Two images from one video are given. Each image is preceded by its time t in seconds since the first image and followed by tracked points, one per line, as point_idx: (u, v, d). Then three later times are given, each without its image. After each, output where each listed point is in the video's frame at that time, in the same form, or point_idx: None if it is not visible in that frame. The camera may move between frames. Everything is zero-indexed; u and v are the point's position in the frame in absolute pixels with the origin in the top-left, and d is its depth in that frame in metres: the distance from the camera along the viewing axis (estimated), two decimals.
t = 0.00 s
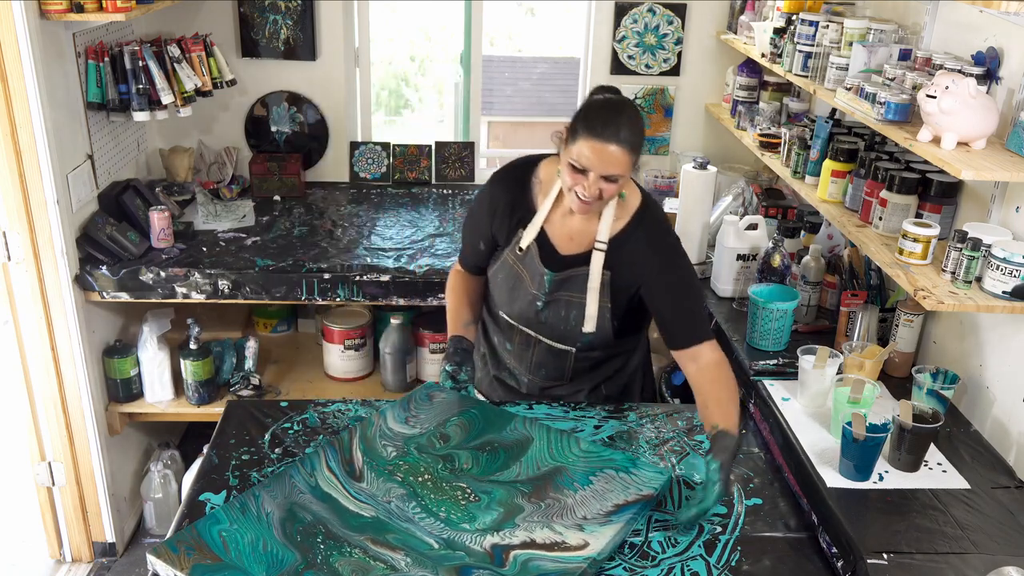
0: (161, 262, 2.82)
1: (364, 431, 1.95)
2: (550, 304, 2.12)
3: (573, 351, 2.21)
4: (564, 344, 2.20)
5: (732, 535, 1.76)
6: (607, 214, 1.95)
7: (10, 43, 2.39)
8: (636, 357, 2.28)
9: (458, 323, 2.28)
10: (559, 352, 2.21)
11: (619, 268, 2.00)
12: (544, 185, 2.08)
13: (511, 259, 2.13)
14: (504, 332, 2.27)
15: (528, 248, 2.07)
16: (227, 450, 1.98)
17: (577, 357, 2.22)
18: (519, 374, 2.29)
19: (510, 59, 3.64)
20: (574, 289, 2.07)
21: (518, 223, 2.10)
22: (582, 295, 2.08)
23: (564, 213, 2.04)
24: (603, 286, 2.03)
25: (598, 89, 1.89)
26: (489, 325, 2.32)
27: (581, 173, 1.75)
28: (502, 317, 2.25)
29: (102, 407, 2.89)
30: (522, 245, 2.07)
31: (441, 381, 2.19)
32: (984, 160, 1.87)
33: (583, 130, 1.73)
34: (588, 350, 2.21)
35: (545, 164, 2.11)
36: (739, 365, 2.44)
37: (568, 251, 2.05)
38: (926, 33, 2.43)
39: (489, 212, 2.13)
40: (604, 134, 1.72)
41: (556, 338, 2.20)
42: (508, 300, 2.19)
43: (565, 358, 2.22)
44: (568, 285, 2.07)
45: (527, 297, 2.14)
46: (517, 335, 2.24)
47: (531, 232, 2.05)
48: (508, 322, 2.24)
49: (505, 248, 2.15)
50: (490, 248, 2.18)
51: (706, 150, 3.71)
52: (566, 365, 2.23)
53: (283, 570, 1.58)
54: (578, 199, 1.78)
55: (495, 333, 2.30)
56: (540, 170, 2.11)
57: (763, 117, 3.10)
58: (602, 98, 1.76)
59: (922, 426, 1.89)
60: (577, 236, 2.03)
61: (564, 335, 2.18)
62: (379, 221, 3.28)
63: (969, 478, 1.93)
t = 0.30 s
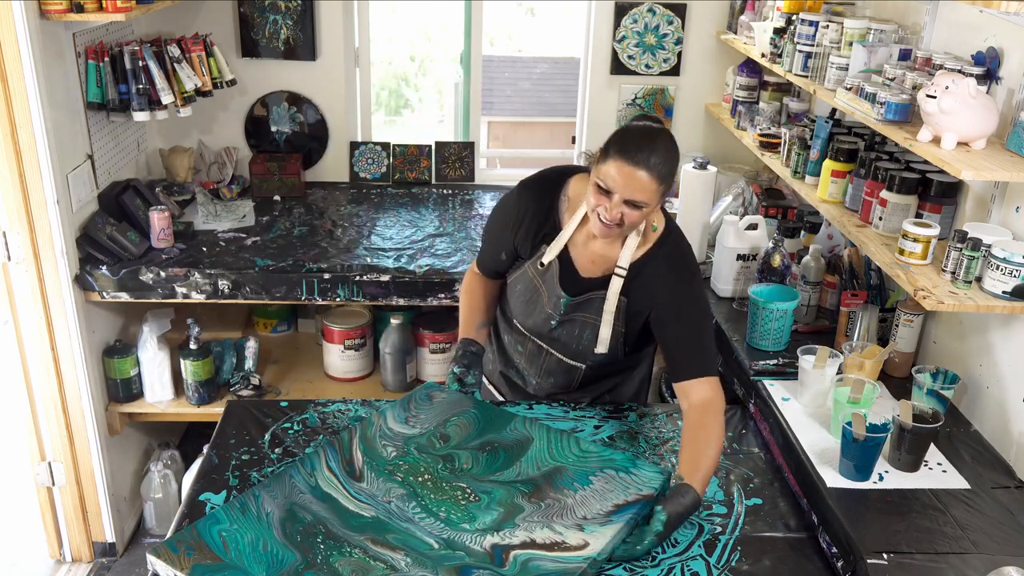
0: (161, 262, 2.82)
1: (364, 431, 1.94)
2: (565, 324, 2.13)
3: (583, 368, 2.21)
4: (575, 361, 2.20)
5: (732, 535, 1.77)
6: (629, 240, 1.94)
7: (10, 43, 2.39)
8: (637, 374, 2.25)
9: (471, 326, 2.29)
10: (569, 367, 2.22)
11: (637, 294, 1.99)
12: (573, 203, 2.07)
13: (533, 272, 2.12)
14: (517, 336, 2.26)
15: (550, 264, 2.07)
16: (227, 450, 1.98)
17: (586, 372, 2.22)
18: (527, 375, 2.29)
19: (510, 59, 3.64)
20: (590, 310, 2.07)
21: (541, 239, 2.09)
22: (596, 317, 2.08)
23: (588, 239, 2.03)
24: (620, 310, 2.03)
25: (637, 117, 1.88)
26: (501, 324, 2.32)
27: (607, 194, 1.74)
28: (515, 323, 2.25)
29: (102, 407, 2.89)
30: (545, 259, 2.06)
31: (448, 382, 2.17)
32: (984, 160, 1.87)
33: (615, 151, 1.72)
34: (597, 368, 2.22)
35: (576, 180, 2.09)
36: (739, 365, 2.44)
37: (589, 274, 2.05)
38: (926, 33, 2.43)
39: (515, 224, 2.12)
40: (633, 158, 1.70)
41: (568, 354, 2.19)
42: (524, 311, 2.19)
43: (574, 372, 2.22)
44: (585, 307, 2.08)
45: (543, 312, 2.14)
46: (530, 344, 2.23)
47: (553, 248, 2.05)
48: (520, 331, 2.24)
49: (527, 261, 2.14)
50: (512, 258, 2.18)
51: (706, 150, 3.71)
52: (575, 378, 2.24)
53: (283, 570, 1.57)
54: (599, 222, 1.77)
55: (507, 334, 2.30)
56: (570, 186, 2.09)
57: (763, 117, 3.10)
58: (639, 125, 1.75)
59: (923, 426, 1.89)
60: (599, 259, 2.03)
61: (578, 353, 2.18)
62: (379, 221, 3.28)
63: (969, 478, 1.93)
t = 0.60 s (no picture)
0: (161, 262, 2.82)
1: (364, 430, 1.95)
2: (567, 320, 2.12)
3: (582, 367, 2.20)
4: (574, 359, 2.19)
5: (732, 535, 1.76)
6: (636, 237, 1.95)
7: (10, 43, 2.39)
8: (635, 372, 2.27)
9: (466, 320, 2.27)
10: (568, 366, 2.21)
11: (641, 292, 1.99)
12: (579, 200, 2.07)
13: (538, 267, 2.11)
14: (515, 334, 2.25)
15: (555, 258, 2.07)
16: (227, 450, 1.98)
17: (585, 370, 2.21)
18: (522, 375, 2.28)
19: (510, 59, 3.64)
20: (594, 308, 2.07)
21: (545, 236, 2.10)
22: (600, 315, 2.07)
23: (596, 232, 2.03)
24: (624, 308, 2.03)
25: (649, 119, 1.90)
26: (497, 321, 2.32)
27: (617, 185, 1.74)
28: (514, 320, 2.24)
29: (102, 407, 2.89)
30: (550, 254, 2.06)
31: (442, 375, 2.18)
32: (984, 160, 1.87)
33: (627, 144, 1.73)
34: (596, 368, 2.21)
35: (583, 176, 2.10)
36: (739, 365, 2.44)
37: (594, 271, 2.04)
38: (926, 33, 2.43)
39: (519, 219, 2.12)
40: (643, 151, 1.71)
41: (568, 352, 2.19)
42: (527, 306, 2.18)
43: (573, 371, 2.21)
44: (589, 304, 2.07)
45: (546, 308, 2.14)
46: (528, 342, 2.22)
47: (560, 243, 2.05)
48: (519, 326, 2.23)
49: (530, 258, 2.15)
50: (515, 253, 2.18)
51: (706, 151, 3.71)
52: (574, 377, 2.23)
53: (288, 570, 1.57)
54: (608, 215, 1.77)
55: (503, 334, 2.29)
56: (577, 182, 2.10)
57: (764, 117, 3.10)
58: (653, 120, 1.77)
59: (923, 426, 1.88)
60: (607, 255, 2.02)
61: (578, 351, 2.17)
62: (379, 221, 3.28)
63: (969, 478, 1.93)
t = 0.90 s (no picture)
0: (161, 262, 2.82)
1: (345, 436, 1.92)
2: (556, 306, 2.13)
3: (573, 353, 2.19)
4: (564, 346, 2.18)
5: (732, 535, 1.76)
6: (616, 215, 2.01)
7: (10, 43, 2.39)
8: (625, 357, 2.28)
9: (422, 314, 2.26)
10: (557, 353, 2.20)
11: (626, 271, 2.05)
12: (551, 186, 2.10)
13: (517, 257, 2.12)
14: (497, 331, 2.22)
15: (535, 249, 2.09)
16: (227, 450, 1.98)
17: (575, 357, 2.21)
18: (508, 374, 2.24)
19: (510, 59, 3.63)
20: (580, 290, 2.09)
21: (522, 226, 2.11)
22: (587, 297, 2.09)
23: (573, 212, 2.06)
24: (611, 287, 2.07)
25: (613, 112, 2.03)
26: (474, 322, 2.27)
27: (586, 162, 1.83)
28: (496, 315, 2.21)
29: (102, 407, 2.89)
30: (529, 244, 2.08)
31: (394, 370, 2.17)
32: (984, 160, 1.87)
33: (592, 123, 1.83)
34: (587, 353, 2.21)
35: (553, 164, 2.12)
36: (739, 365, 2.44)
37: (575, 254, 2.07)
38: (926, 33, 2.43)
39: (492, 214, 2.13)
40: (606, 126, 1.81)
41: (557, 339, 2.18)
42: (510, 298, 2.17)
43: (563, 359, 2.20)
44: (576, 286, 2.09)
45: (532, 296, 2.14)
46: (515, 336, 2.20)
47: (538, 230, 2.07)
48: (504, 321, 2.20)
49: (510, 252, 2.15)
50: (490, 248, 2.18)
51: (706, 150, 3.71)
52: (564, 364, 2.21)
53: None
54: (584, 192, 1.85)
55: (483, 334, 2.25)
56: (546, 169, 2.12)
57: (764, 117, 3.10)
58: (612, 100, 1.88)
59: (923, 426, 1.89)
60: (584, 236, 2.06)
61: (567, 337, 2.17)
62: (379, 221, 3.28)
63: (968, 477, 1.93)
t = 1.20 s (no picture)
0: (161, 262, 2.83)
1: (318, 460, 1.79)
2: (518, 287, 2.07)
3: (542, 328, 2.14)
4: (532, 323, 2.13)
5: (732, 535, 1.77)
6: (547, 186, 1.98)
7: (10, 43, 2.39)
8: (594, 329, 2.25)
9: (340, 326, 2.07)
10: (527, 333, 2.14)
11: (569, 237, 2.02)
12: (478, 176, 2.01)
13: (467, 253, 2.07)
14: (461, 333, 2.15)
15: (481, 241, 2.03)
16: (227, 450, 1.98)
17: (545, 334, 2.15)
18: (483, 372, 2.19)
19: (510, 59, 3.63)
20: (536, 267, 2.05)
21: (461, 223, 2.02)
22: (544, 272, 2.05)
23: (508, 192, 2.00)
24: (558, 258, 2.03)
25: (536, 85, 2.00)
26: (431, 332, 2.19)
27: (514, 147, 1.86)
28: (455, 318, 2.14)
29: (102, 407, 2.89)
30: (472, 237, 2.02)
31: (312, 385, 1.98)
32: (984, 160, 1.87)
33: (510, 106, 1.84)
34: (556, 325, 2.15)
35: (474, 154, 2.03)
36: (739, 365, 2.44)
37: (517, 234, 2.02)
38: (926, 33, 2.43)
39: (423, 218, 2.01)
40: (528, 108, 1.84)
41: (523, 320, 2.12)
42: (468, 295, 2.10)
43: (533, 338, 2.15)
44: (532, 264, 2.05)
45: (492, 286, 2.08)
46: (482, 330, 2.14)
47: (479, 222, 2.01)
48: (466, 320, 2.13)
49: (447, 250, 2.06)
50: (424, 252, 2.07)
51: (706, 151, 3.71)
52: (536, 343, 2.16)
53: None
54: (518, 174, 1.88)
55: (445, 343, 2.17)
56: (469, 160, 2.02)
57: (763, 117, 3.10)
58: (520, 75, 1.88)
59: (923, 426, 1.89)
60: (521, 215, 2.02)
61: (534, 315, 2.12)
62: (379, 221, 3.28)
63: (968, 477, 1.93)
